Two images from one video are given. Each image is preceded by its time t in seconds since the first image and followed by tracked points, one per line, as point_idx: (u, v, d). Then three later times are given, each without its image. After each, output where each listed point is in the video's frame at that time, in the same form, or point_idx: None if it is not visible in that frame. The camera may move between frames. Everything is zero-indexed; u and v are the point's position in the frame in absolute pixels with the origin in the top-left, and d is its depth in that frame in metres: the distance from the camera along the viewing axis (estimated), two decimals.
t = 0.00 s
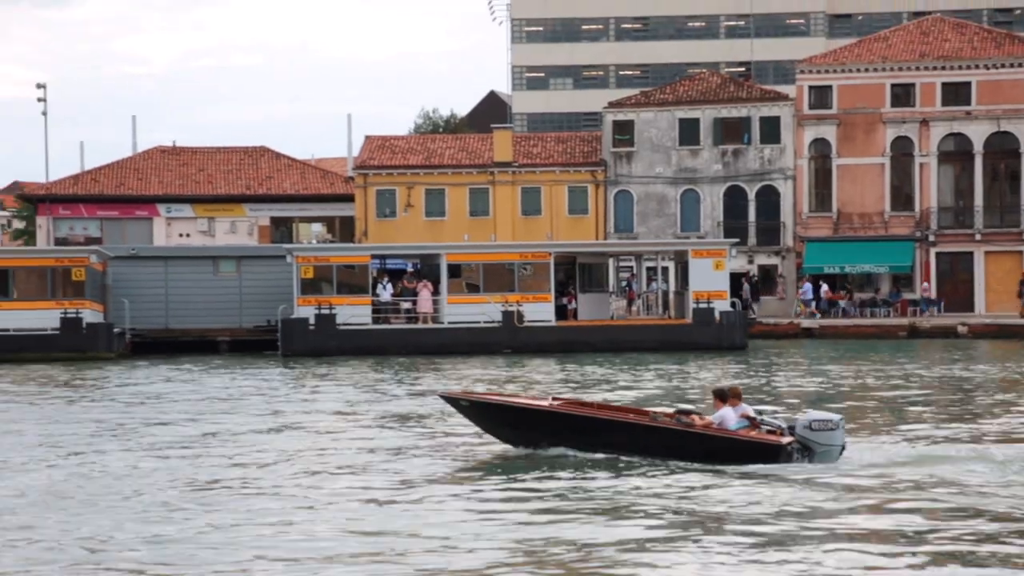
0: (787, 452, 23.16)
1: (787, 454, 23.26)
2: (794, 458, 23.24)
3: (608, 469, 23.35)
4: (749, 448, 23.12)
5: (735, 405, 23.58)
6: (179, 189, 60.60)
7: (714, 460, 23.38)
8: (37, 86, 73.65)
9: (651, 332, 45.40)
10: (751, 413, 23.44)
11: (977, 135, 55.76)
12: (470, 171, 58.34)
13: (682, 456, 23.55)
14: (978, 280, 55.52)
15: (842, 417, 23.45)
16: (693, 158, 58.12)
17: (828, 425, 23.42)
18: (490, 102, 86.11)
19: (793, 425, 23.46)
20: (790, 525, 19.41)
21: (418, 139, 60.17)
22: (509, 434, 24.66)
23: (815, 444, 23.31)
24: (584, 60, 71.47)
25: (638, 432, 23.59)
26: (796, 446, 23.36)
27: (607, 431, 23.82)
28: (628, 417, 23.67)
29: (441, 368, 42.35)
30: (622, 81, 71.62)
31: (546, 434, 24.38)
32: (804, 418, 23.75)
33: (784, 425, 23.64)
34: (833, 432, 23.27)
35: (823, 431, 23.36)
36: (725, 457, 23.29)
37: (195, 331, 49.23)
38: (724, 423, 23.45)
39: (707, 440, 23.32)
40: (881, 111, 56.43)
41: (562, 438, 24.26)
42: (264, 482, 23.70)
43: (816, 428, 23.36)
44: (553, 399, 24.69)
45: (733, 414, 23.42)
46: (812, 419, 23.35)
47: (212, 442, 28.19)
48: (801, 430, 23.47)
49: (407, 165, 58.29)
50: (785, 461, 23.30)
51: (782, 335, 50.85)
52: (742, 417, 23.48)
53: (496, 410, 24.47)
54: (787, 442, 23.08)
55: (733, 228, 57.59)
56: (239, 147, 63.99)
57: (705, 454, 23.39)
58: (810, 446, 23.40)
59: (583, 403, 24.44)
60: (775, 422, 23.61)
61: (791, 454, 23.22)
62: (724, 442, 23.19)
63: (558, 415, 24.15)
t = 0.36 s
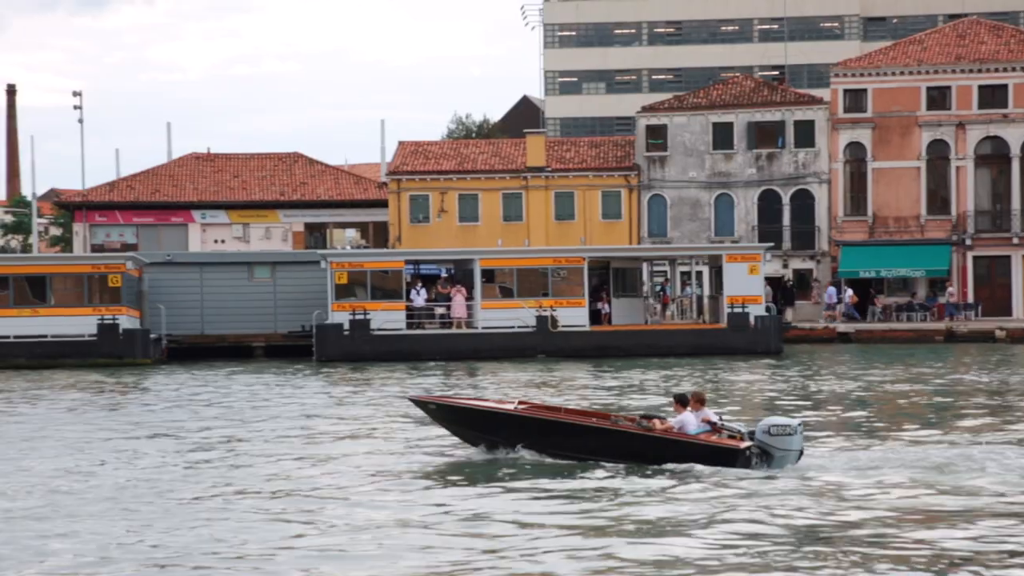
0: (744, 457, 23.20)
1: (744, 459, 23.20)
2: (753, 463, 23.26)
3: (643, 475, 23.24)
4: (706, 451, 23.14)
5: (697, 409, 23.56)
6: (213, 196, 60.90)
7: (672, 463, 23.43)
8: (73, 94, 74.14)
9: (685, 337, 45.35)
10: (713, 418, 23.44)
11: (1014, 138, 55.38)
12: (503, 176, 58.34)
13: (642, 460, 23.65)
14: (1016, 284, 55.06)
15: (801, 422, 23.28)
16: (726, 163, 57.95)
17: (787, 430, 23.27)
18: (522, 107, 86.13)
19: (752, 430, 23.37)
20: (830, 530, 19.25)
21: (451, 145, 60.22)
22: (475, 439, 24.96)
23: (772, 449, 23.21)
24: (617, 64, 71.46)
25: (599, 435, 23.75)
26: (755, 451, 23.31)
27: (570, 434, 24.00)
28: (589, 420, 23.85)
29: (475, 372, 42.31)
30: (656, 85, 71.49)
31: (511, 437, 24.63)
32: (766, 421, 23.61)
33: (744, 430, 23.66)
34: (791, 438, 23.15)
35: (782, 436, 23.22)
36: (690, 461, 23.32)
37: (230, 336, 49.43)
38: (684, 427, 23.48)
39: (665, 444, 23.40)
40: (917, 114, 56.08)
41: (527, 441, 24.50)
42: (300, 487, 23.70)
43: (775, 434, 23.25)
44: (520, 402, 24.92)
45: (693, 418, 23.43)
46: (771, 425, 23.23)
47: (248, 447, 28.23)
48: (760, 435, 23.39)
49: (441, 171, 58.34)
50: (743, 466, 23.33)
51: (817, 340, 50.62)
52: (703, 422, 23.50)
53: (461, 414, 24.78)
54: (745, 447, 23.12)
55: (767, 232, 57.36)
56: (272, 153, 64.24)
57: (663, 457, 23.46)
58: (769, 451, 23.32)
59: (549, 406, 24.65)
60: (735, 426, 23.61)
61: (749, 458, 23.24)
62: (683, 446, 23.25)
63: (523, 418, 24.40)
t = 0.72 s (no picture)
0: (711, 451, 23.58)
1: (712, 452, 23.63)
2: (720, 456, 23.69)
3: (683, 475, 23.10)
4: (671, 447, 23.51)
5: (667, 404, 23.95)
6: (256, 192, 61.16)
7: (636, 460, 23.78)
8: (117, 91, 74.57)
9: (728, 332, 45.27)
10: (682, 412, 23.84)
11: None
12: (544, 171, 58.22)
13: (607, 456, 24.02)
14: None
15: (767, 418, 24.03)
16: (768, 157, 57.59)
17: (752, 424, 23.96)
18: (564, 102, 85.96)
19: (719, 425, 23.98)
20: (873, 528, 19.02)
21: (492, 140, 60.20)
22: (447, 432, 25.36)
23: (740, 442, 23.84)
24: (658, 58, 71.19)
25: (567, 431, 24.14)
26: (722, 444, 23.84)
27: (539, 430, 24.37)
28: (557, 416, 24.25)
29: (516, 368, 42.23)
30: (698, 79, 71.22)
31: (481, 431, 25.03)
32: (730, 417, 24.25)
33: (711, 423, 24.01)
34: (757, 432, 23.81)
35: (747, 431, 23.88)
36: (661, 457, 23.60)
37: (272, 332, 49.63)
38: (652, 422, 23.86)
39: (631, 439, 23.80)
40: (962, 108, 55.60)
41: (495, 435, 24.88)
42: (340, 482, 23.68)
43: (741, 428, 23.89)
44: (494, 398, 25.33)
45: (662, 413, 23.81)
46: (738, 419, 23.88)
47: (288, 442, 28.26)
48: (727, 430, 24.02)
49: (482, 166, 58.32)
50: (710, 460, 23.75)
51: (860, 334, 50.27)
52: (673, 416, 23.88)
53: (435, 408, 25.18)
54: (713, 442, 23.53)
55: (810, 227, 57.03)
56: (315, 149, 64.52)
57: (628, 454, 23.82)
58: (735, 445, 23.93)
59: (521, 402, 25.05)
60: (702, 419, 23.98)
61: (717, 451, 23.67)
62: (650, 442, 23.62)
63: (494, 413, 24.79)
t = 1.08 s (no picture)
0: (675, 447, 23.86)
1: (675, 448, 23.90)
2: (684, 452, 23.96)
3: (717, 475, 22.98)
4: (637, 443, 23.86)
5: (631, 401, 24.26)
6: (291, 191, 61.36)
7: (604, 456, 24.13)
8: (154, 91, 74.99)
9: (765, 330, 44.91)
10: (646, 409, 24.17)
11: None
12: (578, 169, 58.11)
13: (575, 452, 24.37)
14: None
15: (728, 413, 24.39)
16: (803, 154, 57.38)
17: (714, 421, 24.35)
18: (598, 100, 85.86)
19: (681, 422, 24.34)
20: (911, 529, 18.90)
21: (526, 138, 60.19)
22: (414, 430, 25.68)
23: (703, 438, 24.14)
24: (693, 56, 71.00)
25: (535, 427, 24.47)
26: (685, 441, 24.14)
27: (508, 427, 24.69)
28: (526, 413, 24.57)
29: (550, 366, 42.16)
30: (732, 77, 71.03)
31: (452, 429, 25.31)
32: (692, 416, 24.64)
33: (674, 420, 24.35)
34: (719, 427, 24.18)
35: (709, 427, 24.24)
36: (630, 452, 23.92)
37: (308, 330, 49.75)
38: (616, 418, 24.13)
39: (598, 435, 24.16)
40: (999, 103, 55.16)
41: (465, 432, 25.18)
42: (373, 480, 23.69)
43: (703, 424, 24.25)
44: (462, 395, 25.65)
45: (626, 410, 24.09)
46: (700, 415, 24.23)
47: (322, 440, 28.30)
48: (688, 427, 24.38)
49: (516, 164, 58.30)
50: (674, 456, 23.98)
51: (897, 332, 49.95)
52: (636, 412, 24.21)
53: (404, 407, 25.51)
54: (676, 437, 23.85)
55: (846, 224, 56.69)
56: (350, 148, 64.72)
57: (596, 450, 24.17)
58: (698, 442, 24.26)
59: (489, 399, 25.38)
60: (665, 415, 24.32)
61: (680, 447, 23.94)
62: (615, 439, 23.95)
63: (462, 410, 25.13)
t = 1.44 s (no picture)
0: (646, 442, 24.64)
1: (646, 444, 24.67)
2: (656, 448, 24.71)
3: (760, 482, 22.91)
4: (611, 438, 24.69)
5: (605, 397, 25.14)
6: (333, 188, 61.61)
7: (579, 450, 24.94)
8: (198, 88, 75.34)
9: (807, 326, 44.70)
10: (620, 404, 25.03)
11: None
12: (619, 165, 58.08)
13: (551, 447, 25.18)
14: None
15: (700, 408, 24.99)
16: (848, 149, 56.92)
17: (687, 416, 24.93)
18: (640, 96, 85.64)
19: (655, 417, 24.96)
20: (956, 542, 18.86)
21: (568, 135, 60.11)
22: (396, 425, 26.57)
23: (674, 433, 24.79)
24: (735, 51, 70.72)
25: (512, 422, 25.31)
26: (658, 435, 24.85)
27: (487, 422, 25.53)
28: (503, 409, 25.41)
29: (592, 363, 42.12)
30: (774, 72, 70.63)
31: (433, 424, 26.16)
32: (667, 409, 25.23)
33: (648, 416, 25.16)
34: (691, 423, 24.76)
35: (682, 422, 24.85)
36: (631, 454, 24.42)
37: (349, 327, 49.76)
38: (590, 413, 25.03)
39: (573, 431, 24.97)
40: None
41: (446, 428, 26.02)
42: (416, 477, 23.75)
43: (676, 419, 24.86)
44: (442, 392, 26.52)
45: (601, 405, 24.96)
46: (671, 411, 24.80)
47: (366, 435, 28.46)
48: (662, 421, 25.00)
49: (558, 161, 58.25)
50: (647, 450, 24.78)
51: (942, 329, 49.54)
52: (610, 408, 25.07)
53: (385, 403, 26.38)
54: (648, 433, 24.62)
55: (890, 220, 56.37)
56: (391, 145, 64.87)
57: (571, 444, 24.98)
58: (671, 436, 24.94)
59: (468, 395, 26.24)
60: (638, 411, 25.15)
61: (652, 442, 24.69)
62: (591, 433, 24.79)
63: (440, 406, 25.99)
